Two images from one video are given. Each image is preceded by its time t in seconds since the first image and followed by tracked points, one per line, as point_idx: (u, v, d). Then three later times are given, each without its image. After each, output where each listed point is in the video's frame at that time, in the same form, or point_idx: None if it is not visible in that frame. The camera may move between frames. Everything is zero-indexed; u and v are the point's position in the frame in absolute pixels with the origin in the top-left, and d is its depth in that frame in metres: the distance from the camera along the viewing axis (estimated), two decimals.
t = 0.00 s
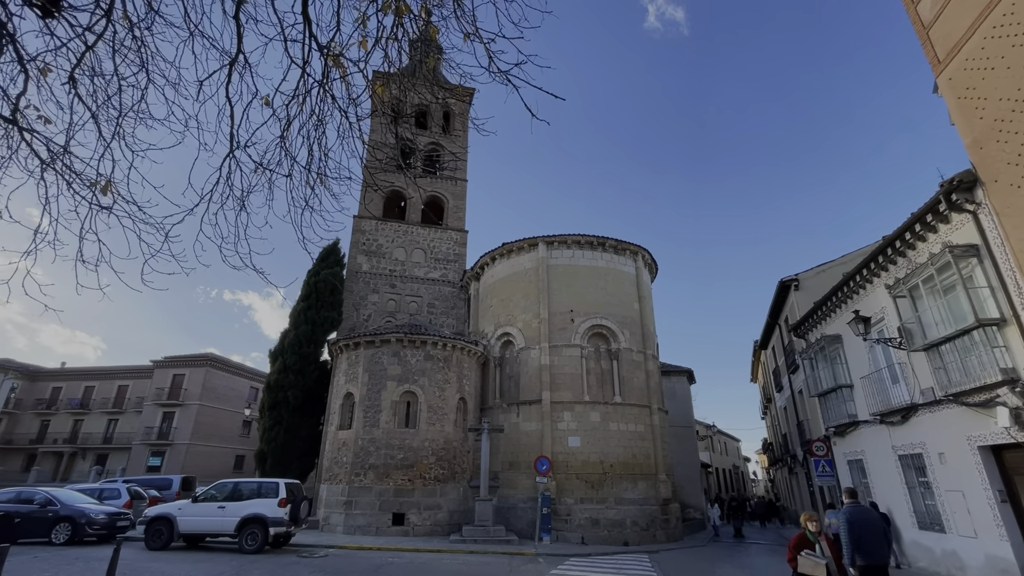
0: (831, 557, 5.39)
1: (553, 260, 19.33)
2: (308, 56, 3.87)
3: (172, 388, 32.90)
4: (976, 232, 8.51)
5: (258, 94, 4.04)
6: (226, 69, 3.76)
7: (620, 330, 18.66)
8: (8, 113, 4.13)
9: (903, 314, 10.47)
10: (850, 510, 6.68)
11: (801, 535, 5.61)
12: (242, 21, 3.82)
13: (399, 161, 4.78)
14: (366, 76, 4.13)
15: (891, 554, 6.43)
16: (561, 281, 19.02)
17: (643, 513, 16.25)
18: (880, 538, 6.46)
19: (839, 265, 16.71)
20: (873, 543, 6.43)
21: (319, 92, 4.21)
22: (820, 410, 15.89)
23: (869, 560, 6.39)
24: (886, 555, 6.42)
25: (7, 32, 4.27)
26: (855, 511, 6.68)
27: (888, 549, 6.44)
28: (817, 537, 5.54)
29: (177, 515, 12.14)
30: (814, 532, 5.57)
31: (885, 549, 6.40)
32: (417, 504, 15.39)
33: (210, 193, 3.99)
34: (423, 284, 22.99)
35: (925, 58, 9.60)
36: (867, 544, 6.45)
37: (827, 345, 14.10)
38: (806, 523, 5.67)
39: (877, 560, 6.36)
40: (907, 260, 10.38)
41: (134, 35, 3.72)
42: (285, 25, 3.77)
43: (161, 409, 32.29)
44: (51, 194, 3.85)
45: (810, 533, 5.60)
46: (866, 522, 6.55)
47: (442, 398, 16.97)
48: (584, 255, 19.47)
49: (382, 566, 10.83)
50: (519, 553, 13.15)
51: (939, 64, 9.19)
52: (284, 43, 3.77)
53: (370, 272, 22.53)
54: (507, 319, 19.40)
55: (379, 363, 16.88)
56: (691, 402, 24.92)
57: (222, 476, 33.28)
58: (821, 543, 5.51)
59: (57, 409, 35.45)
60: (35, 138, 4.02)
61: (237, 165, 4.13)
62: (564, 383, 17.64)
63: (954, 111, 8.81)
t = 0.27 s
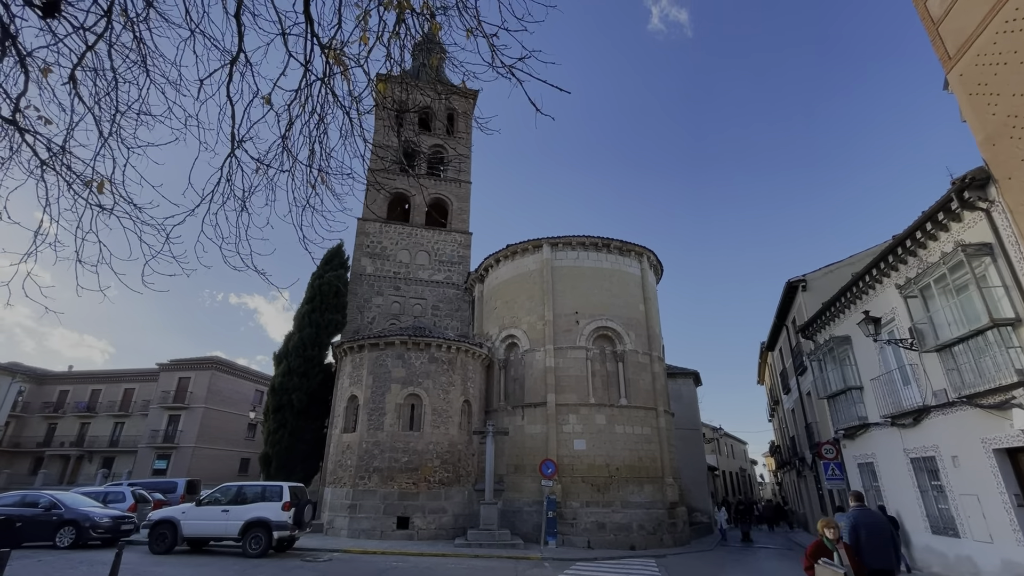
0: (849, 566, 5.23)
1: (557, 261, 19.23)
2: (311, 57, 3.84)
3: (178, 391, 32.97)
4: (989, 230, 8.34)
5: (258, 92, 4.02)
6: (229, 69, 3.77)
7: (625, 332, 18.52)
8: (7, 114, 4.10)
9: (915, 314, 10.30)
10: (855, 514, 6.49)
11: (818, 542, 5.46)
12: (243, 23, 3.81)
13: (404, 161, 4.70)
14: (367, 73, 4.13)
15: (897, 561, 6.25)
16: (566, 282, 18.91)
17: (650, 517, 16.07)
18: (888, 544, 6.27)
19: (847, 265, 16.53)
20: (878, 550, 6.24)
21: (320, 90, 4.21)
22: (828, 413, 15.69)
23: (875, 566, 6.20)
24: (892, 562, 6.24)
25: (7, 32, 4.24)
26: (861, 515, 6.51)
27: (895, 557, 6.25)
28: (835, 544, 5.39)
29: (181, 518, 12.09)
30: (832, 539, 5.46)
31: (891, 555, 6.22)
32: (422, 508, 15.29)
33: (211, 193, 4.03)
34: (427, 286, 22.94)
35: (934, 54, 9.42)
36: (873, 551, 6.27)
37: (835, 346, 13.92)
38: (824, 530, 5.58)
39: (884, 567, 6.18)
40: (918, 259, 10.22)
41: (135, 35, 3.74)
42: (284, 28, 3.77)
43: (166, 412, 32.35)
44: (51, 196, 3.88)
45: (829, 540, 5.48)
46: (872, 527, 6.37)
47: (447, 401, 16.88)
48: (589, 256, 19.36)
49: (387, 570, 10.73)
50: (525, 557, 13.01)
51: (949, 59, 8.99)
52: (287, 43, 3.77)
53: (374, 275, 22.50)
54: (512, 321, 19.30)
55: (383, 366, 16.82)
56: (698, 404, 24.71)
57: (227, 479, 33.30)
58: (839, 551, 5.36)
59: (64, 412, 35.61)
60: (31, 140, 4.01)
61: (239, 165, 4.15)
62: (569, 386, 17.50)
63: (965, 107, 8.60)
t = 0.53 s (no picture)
0: None
1: (562, 263, 19.12)
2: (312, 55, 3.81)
3: (183, 394, 33.04)
4: (1003, 229, 8.16)
5: (259, 91, 4.05)
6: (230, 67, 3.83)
7: (631, 334, 18.37)
8: (7, 116, 4.06)
9: (926, 315, 10.12)
10: (866, 517, 6.53)
11: (836, 552, 5.22)
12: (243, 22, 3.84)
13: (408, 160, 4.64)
14: (368, 70, 4.11)
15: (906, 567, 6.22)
16: (570, 284, 18.79)
17: (657, 522, 15.89)
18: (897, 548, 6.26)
19: (855, 266, 16.34)
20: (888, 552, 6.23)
21: (321, 88, 4.17)
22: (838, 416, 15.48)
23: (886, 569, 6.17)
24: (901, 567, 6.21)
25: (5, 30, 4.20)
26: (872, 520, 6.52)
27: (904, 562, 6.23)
28: (855, 554, 5.17)
29: (184, 522, 12.03)
30: (851, 549, 5.19)
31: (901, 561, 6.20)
32: (426, 512, 15.18)
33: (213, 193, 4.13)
34: (432, 289, 22.87)
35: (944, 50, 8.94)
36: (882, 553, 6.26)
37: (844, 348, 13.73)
38: (842, 539, 5.31)
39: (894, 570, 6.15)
40: (929, 259, 10.05)
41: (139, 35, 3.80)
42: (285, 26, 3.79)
43: (172, 416, 32.41)
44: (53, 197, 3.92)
45: (848, 549, 5.22)
46: (882, 531, 6.37)
47: (451, 404, 16.78)
48: (594, 258, 19.24)
49: None
50: (530, 562, 12.86)
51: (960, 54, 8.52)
52: (288, 42, 3.82)
53: (378, 278, 22.46)
54: (516, 323, 19.19)
55: (387, 369, 16.74)
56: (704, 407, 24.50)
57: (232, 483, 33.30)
58: (859, 561, 5.13)
59: (71, 416, 35.76)
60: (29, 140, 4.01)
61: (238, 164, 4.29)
62: (574, 389, 17.37)
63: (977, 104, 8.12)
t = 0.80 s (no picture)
0: None
1: (567, 266, 19.01)
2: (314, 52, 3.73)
3: (188, 398, 33.06)
4: (1016, 228, 8.00)
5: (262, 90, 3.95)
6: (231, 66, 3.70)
7: (636, 337, 18.23)
8: (5, 118, 3.95)
9: (939, 317, 9.94)
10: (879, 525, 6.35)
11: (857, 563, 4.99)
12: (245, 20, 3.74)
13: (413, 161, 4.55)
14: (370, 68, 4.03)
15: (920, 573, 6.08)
16: (575, 287, 18.67)
17: (664, 526, 15.71)
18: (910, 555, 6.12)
19: (864, 268, 16.15)
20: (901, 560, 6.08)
21: (324, 86, 4.08)
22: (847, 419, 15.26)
23: None
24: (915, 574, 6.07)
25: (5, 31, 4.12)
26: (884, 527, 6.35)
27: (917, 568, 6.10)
28: (876, 564, 4.96)
29: (187, 527, 11.95)
30: (872, 558, 4.95)
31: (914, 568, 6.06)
32: (431, 516, 15.05)
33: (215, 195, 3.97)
34: (436, 292, 22.81)
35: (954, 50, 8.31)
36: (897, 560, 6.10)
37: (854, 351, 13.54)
38: (862, 547, 5.05)
39: None
40: (941, 260, 9.88)
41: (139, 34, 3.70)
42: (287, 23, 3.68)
43: (176, 420, 32.43)
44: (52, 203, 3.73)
45: (868, 559, 4.97)
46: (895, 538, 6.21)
47: (456, 407, 16.67)
48: (599, 260, 19.12)
49: None
50: (536, 568, 12.71)
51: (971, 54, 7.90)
52: (290, 40, 3.72)
53: (382, 281, 22.41)
54: (521, 326, 19.08)
55: (391, 373, 16.65)
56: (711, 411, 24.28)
57: (237, 487, 33.26)
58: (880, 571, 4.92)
59: (76, 420, 35.84)
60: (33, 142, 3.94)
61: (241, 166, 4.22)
62: (580, 392, 17.22)
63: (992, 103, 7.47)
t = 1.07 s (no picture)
0: None
1: (571, 268, 18.92)
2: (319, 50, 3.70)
3: (193, 402, 33.11)
4: None
5: (265, 88, 3.99)
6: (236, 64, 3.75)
7: (642, 339, 18.10)
8: (7, 118, 3.93)
9: (951, 317, 9.79)
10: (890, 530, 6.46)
11: (879, 567, 4.86)
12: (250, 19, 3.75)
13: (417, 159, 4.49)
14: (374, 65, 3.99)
15: None
16: (580, 289, 18.56)
17: (671, 531, 15.53)
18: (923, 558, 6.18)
19: (872, 269, 15.99)
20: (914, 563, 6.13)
21: (328, 84, 4.07)
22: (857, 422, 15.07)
23: None
24: None
25: (7, 30, 4.11)
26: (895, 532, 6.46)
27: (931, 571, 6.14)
28: (897, 568, 4.83)
29: (191, 531, 11.89)
30: (894, 563, 4.82)
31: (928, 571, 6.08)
32: (436, 520, 14.94)
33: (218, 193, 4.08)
34: (440, 295, 22.75)
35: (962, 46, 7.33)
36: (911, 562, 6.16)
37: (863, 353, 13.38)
38: (884, 552, 4.93)
39: None
40: (952, 259, 9.75)
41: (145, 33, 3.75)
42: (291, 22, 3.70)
43: (181, 424, 32.46)
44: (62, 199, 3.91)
45: (890, 564, 4.85)
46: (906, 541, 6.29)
47: (460, 410, 16.57)
48: (604, 262, 19.02)
49: None
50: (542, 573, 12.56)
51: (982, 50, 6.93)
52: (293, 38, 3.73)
53: (386, 284, 22.38)
54: (526, 329, 18.98)
55: (395, 376, 16.58)
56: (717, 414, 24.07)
57: (242, 491, 33.24)
58: None
59: (82, 424, 35.95)
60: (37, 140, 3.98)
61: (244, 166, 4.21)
62: (585, 395, 17.09)
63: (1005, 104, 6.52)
